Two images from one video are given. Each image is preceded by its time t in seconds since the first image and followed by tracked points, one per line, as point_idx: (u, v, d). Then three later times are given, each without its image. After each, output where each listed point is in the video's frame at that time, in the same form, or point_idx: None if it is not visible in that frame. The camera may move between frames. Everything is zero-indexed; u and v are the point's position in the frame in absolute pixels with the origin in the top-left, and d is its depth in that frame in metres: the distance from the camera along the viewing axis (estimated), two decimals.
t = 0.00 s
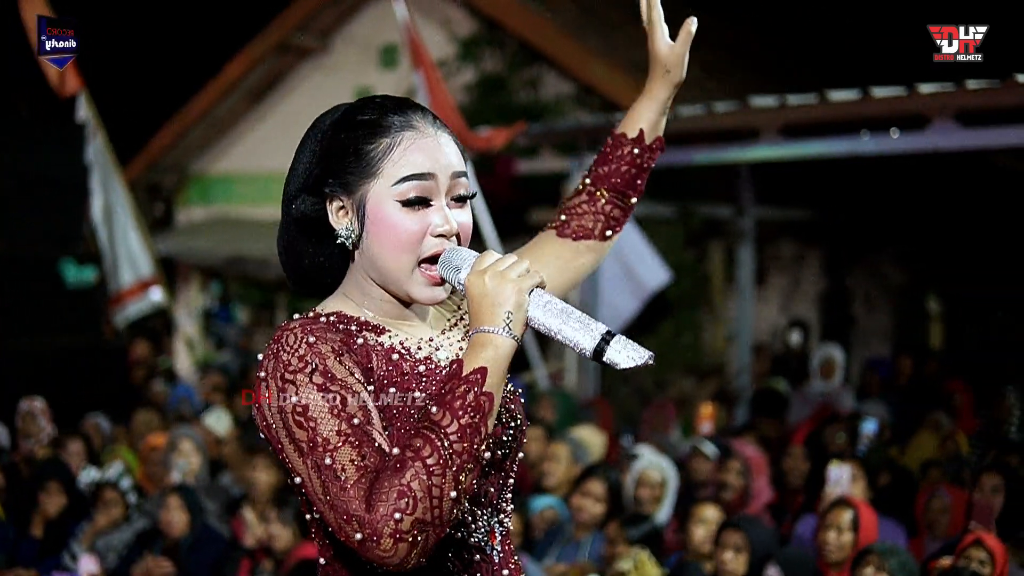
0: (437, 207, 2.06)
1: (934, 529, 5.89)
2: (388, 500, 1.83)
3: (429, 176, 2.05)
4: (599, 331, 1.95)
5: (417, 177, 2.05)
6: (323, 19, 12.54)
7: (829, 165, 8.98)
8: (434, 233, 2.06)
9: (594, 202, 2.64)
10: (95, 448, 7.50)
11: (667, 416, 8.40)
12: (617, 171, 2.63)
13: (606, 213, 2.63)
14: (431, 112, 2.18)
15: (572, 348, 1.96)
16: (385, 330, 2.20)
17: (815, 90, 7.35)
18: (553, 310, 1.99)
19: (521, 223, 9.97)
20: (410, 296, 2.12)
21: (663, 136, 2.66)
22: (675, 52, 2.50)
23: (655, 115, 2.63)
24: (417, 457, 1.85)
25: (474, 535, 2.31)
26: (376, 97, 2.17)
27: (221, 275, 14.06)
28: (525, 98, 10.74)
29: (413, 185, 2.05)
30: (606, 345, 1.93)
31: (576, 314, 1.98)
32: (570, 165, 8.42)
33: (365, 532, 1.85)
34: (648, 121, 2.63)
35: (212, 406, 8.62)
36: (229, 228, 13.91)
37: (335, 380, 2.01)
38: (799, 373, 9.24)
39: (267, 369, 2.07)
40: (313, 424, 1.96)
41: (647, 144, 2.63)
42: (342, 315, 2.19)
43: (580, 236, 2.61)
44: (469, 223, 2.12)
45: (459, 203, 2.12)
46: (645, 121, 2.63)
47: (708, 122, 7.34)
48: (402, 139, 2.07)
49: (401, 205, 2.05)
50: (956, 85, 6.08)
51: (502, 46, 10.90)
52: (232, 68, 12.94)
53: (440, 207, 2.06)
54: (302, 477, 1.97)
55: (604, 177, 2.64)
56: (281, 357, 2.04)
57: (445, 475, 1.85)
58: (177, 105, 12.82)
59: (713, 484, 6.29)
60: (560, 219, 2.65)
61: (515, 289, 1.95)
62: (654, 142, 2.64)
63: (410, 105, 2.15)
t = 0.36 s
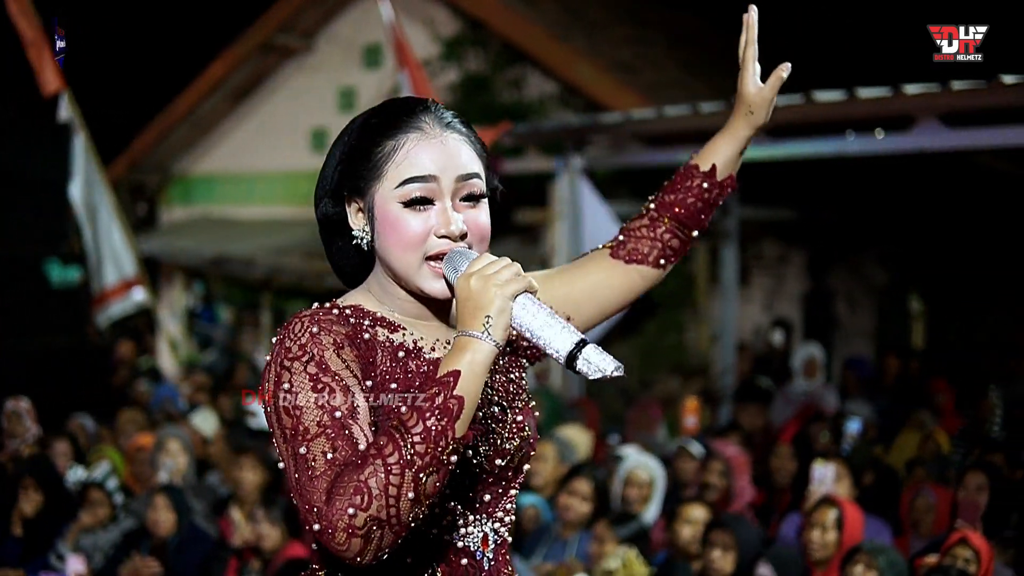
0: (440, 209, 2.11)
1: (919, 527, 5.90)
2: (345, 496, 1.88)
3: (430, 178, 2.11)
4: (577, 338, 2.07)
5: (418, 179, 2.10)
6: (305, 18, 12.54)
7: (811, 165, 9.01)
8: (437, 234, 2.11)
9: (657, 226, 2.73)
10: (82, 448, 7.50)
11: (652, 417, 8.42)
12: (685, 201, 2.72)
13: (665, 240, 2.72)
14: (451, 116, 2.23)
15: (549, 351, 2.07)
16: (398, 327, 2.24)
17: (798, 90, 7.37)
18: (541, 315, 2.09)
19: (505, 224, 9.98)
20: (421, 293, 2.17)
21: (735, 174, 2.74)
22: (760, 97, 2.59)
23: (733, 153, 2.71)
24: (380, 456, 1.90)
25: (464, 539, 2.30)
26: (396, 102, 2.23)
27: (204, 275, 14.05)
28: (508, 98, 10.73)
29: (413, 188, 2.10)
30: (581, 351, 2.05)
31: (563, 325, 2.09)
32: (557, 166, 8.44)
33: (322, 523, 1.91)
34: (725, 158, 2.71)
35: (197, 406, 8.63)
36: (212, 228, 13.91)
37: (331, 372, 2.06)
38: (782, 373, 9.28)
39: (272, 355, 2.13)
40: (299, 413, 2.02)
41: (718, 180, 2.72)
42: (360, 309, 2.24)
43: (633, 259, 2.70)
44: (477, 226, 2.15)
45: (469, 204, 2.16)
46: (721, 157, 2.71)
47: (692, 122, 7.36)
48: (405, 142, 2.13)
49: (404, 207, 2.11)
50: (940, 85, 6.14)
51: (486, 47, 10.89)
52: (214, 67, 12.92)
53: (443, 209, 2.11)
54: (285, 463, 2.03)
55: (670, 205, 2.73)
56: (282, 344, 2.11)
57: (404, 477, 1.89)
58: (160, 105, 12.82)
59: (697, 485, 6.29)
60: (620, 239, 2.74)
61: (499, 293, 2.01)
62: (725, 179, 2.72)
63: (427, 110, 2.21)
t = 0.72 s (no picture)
0: (450, 208, 2.13)
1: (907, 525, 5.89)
2: (326, 483, 1.88)
3: (441, 177, 2.13)
4: (560, 333, 2.03)
5: (429, 178, 2.13)
6: (291, 18, 12.56)
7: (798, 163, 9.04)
8: (446, 233, 2.12)
9: (696, 261, 2.66)
10: (71, 446, 7.51)
11: (641, 416, 8.44)
12: (729, 241, 2.64)
13: (704, 278, 2.65)
14: (475, 117, 2.24)
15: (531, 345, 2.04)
16: (416, 326, 2.25)
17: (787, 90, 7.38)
18: (529, 311, 2.06)
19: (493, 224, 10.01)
20: (434, 292, 2.19)
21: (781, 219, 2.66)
22: (813, 143, 2.53)
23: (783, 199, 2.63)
24: (363, 445, 1.89)
25: (467, 544, 2.30)
26: (421, 103, 2.26)
27: (190, 274, 14.08)
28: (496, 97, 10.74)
29: (423, 186, 2.13)
30: (561, 345, 2.01)
31: (550, 321, 2.06)
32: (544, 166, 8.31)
33: (304, 511, 1.90)
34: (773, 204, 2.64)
35: (185, 405, 8.64)
36: (198, 228, 13.94)
37: (336, 362, 2.05)
38: (769, 372, 9.30)
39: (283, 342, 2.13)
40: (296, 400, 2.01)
41: (762, 224, 2.64)
42: (377, 305, 2.26)
43: (668, 292, 2.64)
44: (490, 226, 2.16)
45: (484, 204, 2.17)
46: (769, 202, 2.64)
47: (681, 121, 7.37)
48: (419, 139, 2.16)
49: (415, 206, 2.14)
50: (930, 85, 6.19)
51: (472, 46, 10.90)
52: (201, 66, 12.94)
53: (452, 207, 2.13)
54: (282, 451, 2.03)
55: (711, 242, 2.65)
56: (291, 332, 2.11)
57: (386, 468, 1.88)
58: (147, 104, 12.82)
59: (683, 482, 6.30)
60: (657, 270, 2.68)
61: (492, 290, 1.99)
62: (770, 224, 2.64)
63: (450, 110, 2.22)
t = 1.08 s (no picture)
0: (455, 213, 2.14)
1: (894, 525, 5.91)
2: (309, 491, 1.88)
3: (451, 182, 2.14)
4: (547, 353, 2.01)
5: (439, 180, 2.14)
6: (277, 18, 12.56)
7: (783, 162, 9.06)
8: (446, 238, 2.13)
9: (684, 289, 2.67)
10: (58, 446, 7.50)
11: (627, 416, 8.46)
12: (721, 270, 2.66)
13: (691, 305, 2.66)
14: (500, 130, 2.27)
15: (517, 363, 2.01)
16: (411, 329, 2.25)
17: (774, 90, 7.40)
18: (518, 331, 2.04)
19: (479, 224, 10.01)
20: (426, 298, 2.20)
21: (768, 255, 2.69)
22: (801, 176, 2.62)
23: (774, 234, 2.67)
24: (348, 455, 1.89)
25: (462, 549, 2.29)
26: (447, 107, 2.28)
27: (175, 274, 14.07)
28: (481, 97, 10.73)
29: (433, 188, 2.14)
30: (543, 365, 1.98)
31: (538, 343, 2.04)
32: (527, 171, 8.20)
33: (288, 517, 1.90)
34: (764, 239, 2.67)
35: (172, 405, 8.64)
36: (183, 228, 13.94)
37: (329, 366, 2.05)
38: (755, 371, 9.32)
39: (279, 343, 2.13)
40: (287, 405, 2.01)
41: (751, 256, 2.67)
42: (373, 306, 2.26)
43: (654, 315, 2.65)
44: (492, 240, 2.17)
45: (490, 216, 2.18)
46: (758, 235, 2.67)
47: (668, 121, 7.39)
48: (438, 141, 2.18)
49: (422, 206, 2.15)
50: (916, 85, 6.22)
51: (458, 46, 10.90)
52: (186, 66, 12.93)
53: (458, 213, 2.14)
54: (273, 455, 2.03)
55: (701, 271, 2.66)
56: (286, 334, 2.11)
57: (369, 477, 1.88)
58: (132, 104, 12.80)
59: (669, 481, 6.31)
60: (646, 295, 2.69)
61: (486, 302, 1.98)
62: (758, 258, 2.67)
63: (475, 117, 2.25)
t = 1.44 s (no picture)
0: (454, 225, 2.15)
1: (884, 524, 5.90)
2: (310, 497, 1.89)
3: (450, 194, 2.15)
4: (547, 368, 2.09)
5: (437, 192, 2.15)
6: (265, 18, 12.59)
7: (770, 163, 9.10)
8: (443, 249, 2.15)
9: (645, 354, 2.87)
10: (47, 448, 7.51)
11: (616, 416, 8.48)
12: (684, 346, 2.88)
13: (649, 367, 2.86)
14: (499, 139, 2.27)
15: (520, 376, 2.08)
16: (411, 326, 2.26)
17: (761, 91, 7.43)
18: (518, 342, 2.10)
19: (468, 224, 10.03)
20: (424, 302, 2.21)
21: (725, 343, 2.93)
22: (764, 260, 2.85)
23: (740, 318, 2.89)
24: (351, 463, 1.91)
25: (466, 544, 2.31)
26: (445, 112, 2.28)
27: (163, 275, 14.07)
28: (469, 97, 10.73)
29: (432, 199, 2.15)
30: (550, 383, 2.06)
31: (535, 353, 2.11)
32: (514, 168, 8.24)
33: (288, 522, 1.92)
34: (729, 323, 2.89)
35: (162, 406, 8.64)
36: (170, 228, 13.94)
37: (330, 368, 2.06)
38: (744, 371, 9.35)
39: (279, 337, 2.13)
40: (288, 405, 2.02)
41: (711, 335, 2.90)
42: (372, 304, 2.26)
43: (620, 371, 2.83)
44: (488, 250, 2.18)
45: (488, 228, 2.20)
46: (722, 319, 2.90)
47: (655, 123, 7.42)
48: (438, 152, 2.18)
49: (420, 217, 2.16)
50: (904, 86, 6.26)
51: (446, 46, 10.91)
52: (173, 65, 12.93)
53: (457, 225, 2.15)
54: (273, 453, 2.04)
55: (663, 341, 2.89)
56: (289, 331, 2.11)
57: (371, 486, 1.90)
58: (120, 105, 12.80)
59: (657, 481, 6.31)
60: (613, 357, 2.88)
61: (484, 317, 1.98)
62: (718, 334, 2.89)
63: (474, 125, 2.25)
